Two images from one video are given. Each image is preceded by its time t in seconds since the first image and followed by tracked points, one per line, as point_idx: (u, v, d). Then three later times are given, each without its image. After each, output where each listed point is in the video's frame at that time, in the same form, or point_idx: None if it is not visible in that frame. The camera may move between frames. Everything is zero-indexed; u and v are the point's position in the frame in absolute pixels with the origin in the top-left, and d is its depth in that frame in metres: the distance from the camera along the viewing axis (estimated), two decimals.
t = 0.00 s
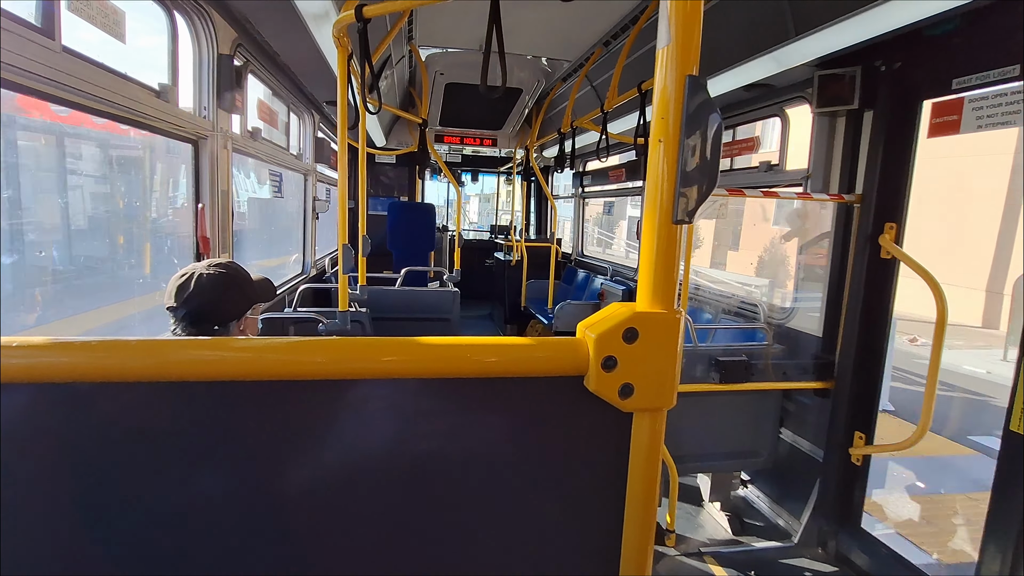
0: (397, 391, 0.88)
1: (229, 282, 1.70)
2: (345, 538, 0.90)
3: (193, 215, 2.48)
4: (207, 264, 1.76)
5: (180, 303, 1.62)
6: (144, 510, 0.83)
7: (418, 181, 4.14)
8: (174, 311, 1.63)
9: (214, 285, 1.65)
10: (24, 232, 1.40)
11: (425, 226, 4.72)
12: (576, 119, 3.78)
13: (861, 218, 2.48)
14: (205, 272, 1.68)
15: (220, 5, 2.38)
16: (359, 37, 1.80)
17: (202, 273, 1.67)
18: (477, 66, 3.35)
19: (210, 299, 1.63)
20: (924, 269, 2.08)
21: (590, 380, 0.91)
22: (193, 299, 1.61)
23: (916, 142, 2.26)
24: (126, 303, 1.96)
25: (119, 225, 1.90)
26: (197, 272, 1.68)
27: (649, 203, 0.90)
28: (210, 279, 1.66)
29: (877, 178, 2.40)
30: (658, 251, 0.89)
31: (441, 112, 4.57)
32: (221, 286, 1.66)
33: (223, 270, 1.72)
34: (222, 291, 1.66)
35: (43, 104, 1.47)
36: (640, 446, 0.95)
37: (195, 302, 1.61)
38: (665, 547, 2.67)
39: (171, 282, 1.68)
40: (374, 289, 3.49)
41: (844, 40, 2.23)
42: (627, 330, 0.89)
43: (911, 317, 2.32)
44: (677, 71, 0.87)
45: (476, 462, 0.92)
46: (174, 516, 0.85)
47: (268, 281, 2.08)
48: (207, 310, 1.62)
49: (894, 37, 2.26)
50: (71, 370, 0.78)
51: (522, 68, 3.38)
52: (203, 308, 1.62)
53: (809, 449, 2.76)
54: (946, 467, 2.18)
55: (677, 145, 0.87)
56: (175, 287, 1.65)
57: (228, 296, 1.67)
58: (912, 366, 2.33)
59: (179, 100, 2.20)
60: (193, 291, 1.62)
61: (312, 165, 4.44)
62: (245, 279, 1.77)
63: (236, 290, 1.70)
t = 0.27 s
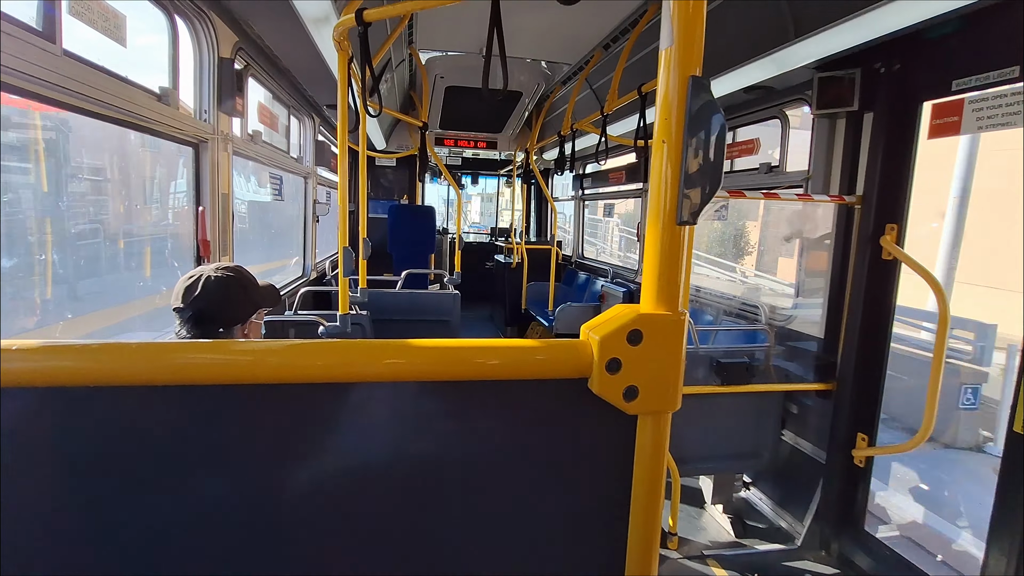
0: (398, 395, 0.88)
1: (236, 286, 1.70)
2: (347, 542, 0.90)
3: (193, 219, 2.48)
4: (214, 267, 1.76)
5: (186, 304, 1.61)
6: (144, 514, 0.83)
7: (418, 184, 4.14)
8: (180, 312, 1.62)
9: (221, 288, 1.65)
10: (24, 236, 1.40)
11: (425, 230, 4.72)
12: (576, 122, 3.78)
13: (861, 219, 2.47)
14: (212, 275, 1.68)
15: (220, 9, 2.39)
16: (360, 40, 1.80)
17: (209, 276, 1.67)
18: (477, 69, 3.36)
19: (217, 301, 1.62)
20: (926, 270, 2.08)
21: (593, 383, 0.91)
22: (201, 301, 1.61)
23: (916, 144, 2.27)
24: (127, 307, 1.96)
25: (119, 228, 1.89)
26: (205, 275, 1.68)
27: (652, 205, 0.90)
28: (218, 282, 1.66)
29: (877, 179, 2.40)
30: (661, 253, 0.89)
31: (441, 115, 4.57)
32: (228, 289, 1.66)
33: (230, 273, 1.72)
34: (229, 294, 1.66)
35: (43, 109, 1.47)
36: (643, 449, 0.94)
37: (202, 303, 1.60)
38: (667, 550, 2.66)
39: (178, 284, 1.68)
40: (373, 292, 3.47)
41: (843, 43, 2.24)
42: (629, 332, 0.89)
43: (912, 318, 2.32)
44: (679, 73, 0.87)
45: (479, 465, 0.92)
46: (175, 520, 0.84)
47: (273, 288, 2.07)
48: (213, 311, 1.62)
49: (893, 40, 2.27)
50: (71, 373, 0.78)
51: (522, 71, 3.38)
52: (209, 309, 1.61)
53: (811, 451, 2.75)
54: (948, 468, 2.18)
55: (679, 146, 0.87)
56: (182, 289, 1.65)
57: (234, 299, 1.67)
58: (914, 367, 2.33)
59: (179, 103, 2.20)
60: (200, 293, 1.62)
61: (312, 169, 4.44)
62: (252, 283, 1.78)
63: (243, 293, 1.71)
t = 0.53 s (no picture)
0: (399, 399, 0.88)
1: (236, 290, 1.70)
2: (349, 547, 0.90)
3: (194, 222, 2.48)
4: (213, 270, 1.76)
5: (185, 308, 1.62)
6: (145, 519, 0.83)
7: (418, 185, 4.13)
8: (178, 316, 1.63)
9: (220, 293, 1.65)
10: (26, 241, 1.41)
11: (425, 231, 4.72)
12: (575, 123, 3.78)
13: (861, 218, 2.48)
14: (211, 279, 1.68)
15: (220, 13, 2.39)
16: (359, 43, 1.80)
17: (208, 281, 1.68)
18: (476, 71, 3.36)
19: (215, 305, 1.63)
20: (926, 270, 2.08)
21: (594, 386, 0.91)
22: (199, 305, 1.62)
23: (916, 144, 2.27)
24: (129, 311, 1.97)
25: (120, 233, 1.89)
26: (205, 279, 1.68)
27: (653, 208, 0.90)
28: (217, 287, 1.66)
29: (877, 179, 2.40)
30: (662, 256, 0.89)
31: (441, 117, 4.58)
32: (226, 294, 1.66)
33: (228, 277, 1.73)
34: (228, 299, 1.66)
35: (44, 114, 1.47)
36: (645, 452, 0.95)
37: (201, 308, 1.61)
38: (669, 551, 2.66)
39: (176, 288, 1.68)
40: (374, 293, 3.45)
41: (842, 43, 2.24)
42: (630, 336, 0.89)
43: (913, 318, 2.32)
44: (680, 76, 0.87)
45: (480, 468, 0.92)
46: (176, 525, 0.84)
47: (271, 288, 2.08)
48: (212, 315, 1.62)
49: (892, 40, 2.27)
50: (73, 380, 0.78)
51: (521, 72, 3.38)
52: (208, 314, 1.62)
53: (812, 452, 2.75)
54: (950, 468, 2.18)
55: (680, 149, 0.87)
56: (181, 292, 1.65)
57: (233, 303, 1.67)
58: (915, 367, 2.33)
59: (179, 107, 2.20)
60: (199, 297, 1.63)
61: (312, 171, 4.44)
62: (252, 286, 1.78)
63: (243, 297, 1.71)
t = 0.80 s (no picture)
0: (400, 400, 0.88)
1: (232, 291, 1.70)
2: (350, 548, 0.90)
3: (195, 224, 2.48)
4: (207, 274, 1.76)
5: (181, 312, 1.61)
6: (147, 521, 0.83)
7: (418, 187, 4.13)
8: (174, 320, 1.61)
9: (216, 295, 1.65)
10: (28, 243, 1.41)
11: (425, 233, 4.74)
12: (575, 125, 3.78)
13: (861, 220, 2.48)
14: (205, 282, 1.68)
15: (221, 15, 2.39)
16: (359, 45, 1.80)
17: (202, 283, 1.68)
18: (477, 73, 3.37)
19: (212, 307, 1.63)
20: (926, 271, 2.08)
21: (596, 387, 0.91)
22: (195, 308, 1.61)
23: (916, 144, 2.28)
24: (131, 312, 1.97)
25: (121, 235, 1.90)
26: (199, 281, 1.68)
27: (655, 209, 0.91)
28: (212, 289, 1.66)
29: (876, 180, 2.40)
30: (663, 257, 0.89)
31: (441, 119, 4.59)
32: (222, 296, 1.67)
33: (223, 278, 1.73)
34: (224, 300, 1.66)
35: (46, 116, 1.48)
36: (647, 452, 0.95)
37: (197, 310, 1.60)
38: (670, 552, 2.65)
39: (171, 292, 1.68)
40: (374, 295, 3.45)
41: (841, 45, 2.25)
42: (632, 336, 0.90)
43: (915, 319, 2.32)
44: (681, 78, 0.87)
45: (482, 469, 0.92)
46: (178, 526, 0.84)
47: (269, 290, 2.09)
48: (209, 317, 1.61)
49: (891, 41, 2.27)
50: (75, 382, 0.78)
51: (521, 74, 3.39)
52: (205, 316, 1.61)
53: (814, 453, 2.76)
54: (951, 469, 2.18)
55: (681, 150, 0.88)
56: (176, 296, 1.64)
57: (230, 304, 1.67)
58: (916, 367, 2.34)
59: (180, 109, 2.20)
60: (194, 300, 1.62)
61: (313, 173, 4.45)
62: (247, 287, 1.78)
63: (238, 298, 1.71)
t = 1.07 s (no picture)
0: (401, 400, 0.88)
1: (230, 291, 1.70)
2: (351, 548, 0.90)
3: (196, 224, 2.48)
4: (206, 272, 1.76)
5: (177, 313, 1.61)
6: (147, 520, 0.83)
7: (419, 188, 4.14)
8: (171, 320, 1.61)
9: (214, 295, 1.65)
10: (29, 243, 1.41)
11: (427, 234, 4.75)
12: (576, 127, 3.79)
13: (862, 223, 2.48)
14: (203, 281, 1.67)
15: (222, 16, 2.40)
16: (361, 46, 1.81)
17: (200, 282, 1.67)
18: (478, 75, 3.38)
19: (210, 308, 1.62)
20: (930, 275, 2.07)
21: (597, 388, 0.91)
22: (192, 308, 1.61)
23: (917, 147, 2.28)
24: (132, 313, 1.97)
25: (122, 235, 1.90)
26: (197, 281, 1.68)
27: (656, 210, 0.90)
28: (210, 289, 1.66)
29: (878, 182, 2.40)
30: (665, 257, 0.89)
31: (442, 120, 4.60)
32: (220, 296, 1.66)
33: (221, 278, 1.72)
34: (222, 300, 1.66)
35: (48, 116, 1.48)
36: (648, 453, 0.94)
37: (194, 311, 1.60)
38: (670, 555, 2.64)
39: (169, 291, 1.68)
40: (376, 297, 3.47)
41: (842, 48, 2.25)
42: (633, 337, 0.89)
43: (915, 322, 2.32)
44: (683, 78, 0.87)
45: (483, 470, 0.92)
46: (177, 526, 0.84)
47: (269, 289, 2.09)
48: (204, 319, 1.61)
49: (893, 44, 2.27)
50: (74, 381, 0.78)
51: (522, 76, 3.40)
52: (202, 317, 1.61)
53: (815, 456, 2.76)
54: (952, 472, 2.17)
55: (683, 151, 0.87)
56: (173, 296, 1.64)
57: (228, 304, 1.67)
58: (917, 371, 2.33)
59: (183, 109, 2.21)
60: (190, 301, 1.62)
61: (314, 174, 4.45)
62: (246, 287, 1.78)
63: (236, 298, 1.71)
